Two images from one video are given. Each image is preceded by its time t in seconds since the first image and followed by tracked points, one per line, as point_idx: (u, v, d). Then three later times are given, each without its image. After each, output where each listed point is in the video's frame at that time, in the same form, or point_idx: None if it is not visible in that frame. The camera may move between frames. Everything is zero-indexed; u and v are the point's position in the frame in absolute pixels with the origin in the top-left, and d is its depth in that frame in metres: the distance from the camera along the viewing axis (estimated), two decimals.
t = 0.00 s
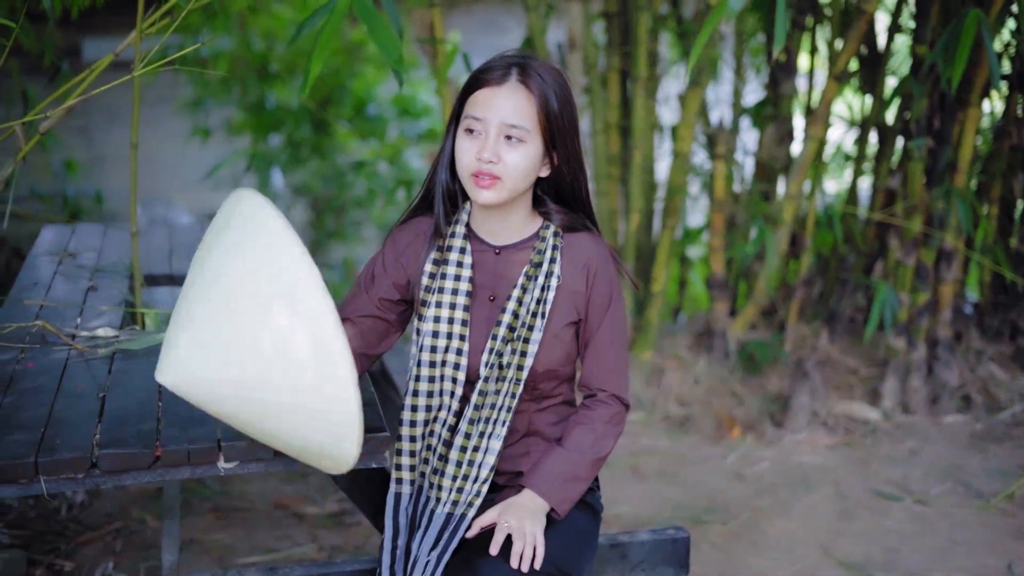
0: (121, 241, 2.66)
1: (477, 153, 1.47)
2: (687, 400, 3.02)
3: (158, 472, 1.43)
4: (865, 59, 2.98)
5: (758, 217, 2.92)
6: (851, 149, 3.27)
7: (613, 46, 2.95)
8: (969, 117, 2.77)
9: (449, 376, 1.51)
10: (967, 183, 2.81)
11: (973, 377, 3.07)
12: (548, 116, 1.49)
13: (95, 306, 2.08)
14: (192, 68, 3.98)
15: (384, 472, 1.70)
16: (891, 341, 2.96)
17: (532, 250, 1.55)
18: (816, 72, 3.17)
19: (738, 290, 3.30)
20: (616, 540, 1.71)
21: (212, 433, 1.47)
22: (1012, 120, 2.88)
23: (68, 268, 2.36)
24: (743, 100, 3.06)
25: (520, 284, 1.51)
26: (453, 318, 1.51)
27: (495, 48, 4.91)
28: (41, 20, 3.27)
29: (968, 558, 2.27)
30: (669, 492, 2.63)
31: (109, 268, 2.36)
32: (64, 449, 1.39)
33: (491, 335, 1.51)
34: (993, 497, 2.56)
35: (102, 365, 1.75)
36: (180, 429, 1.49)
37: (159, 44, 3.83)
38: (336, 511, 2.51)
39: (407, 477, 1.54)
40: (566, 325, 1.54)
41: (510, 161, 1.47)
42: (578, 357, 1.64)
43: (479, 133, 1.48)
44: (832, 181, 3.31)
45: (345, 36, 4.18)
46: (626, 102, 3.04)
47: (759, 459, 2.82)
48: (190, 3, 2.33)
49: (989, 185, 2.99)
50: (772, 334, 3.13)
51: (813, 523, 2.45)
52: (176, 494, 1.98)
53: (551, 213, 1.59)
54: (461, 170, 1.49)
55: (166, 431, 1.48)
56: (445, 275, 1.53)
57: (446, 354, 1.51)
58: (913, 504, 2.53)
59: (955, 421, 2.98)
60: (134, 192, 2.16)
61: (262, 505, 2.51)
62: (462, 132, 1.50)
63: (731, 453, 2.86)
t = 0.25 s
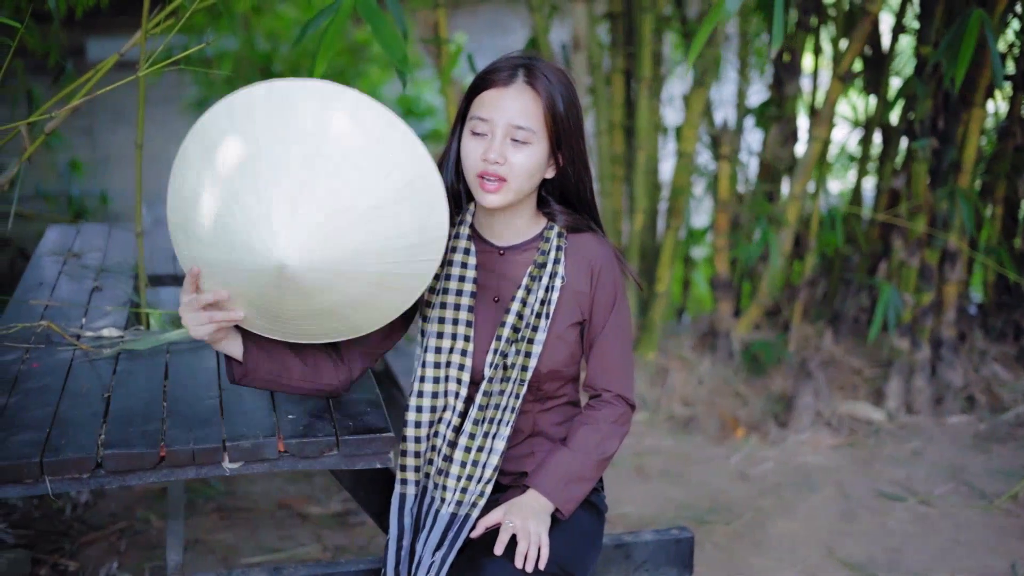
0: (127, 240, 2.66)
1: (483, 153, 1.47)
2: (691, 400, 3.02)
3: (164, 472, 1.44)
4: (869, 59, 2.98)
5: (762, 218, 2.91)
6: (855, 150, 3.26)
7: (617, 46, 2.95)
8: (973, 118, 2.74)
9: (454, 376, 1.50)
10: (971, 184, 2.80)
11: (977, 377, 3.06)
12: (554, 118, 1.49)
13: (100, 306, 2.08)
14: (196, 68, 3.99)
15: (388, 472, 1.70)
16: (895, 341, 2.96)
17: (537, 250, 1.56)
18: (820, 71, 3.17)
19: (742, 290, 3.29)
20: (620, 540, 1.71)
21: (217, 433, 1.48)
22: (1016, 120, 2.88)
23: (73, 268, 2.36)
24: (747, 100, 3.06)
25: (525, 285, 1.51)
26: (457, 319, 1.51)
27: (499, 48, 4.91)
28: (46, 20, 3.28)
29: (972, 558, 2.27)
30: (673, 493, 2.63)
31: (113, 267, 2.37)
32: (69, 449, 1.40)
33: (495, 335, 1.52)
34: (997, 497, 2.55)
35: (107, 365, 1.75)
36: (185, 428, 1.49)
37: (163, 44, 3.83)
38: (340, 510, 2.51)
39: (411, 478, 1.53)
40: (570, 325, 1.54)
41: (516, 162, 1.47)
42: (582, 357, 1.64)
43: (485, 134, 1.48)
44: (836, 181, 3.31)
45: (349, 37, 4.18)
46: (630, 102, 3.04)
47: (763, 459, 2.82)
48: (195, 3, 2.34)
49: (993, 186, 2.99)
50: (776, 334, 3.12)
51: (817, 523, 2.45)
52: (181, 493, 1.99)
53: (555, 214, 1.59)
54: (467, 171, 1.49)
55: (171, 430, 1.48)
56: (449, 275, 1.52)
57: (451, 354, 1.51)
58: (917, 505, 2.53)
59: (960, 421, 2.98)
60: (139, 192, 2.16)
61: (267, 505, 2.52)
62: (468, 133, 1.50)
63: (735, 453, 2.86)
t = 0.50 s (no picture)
0: (128, 240, 2.66)
1: (485, 153, 1.48)
2: (692, 400, 3.02)
3: (165, 471, 1.44)
4: (870, 59, 2.98)
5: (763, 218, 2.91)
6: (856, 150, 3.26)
7: (619, 46, 2.95)
8: (975, 118, 2.75)
9: (455, 376, 1.51)
10: (972, 184, 2.80)
11: (978, 377, 3.06)
12: (556, 118, 1.50)
13: (101, 305, 2.08)
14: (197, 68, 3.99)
15: (389, 471, 1.71)
16: (896, 341, 2.96)
17: (537, 250, 1.56)
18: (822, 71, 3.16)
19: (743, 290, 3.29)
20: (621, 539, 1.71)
21: (218, 432, 1.48)
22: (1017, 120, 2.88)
23: (74, 268, 2.36)
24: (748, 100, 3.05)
25: (526, 285, 1.51)
26: (458, 318, 1.51)
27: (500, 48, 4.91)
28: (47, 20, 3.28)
29: (973, 558, 2.27)
30: (674, 493, 2.63)
31: (115, 267, 2.37)
32: (71, 448, 1.40)
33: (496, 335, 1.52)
34: (998, 498, 2.55)
35: (108, 364, 1.75)
36: (187, 427, 1.49)
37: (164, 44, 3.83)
38: (341, 510, 2.52)
39: (412, 477, 1.54)
40: (571, 325, 1.54)
41: (518, 162, 1.47)
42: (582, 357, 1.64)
43: (487, 134, 1.48)
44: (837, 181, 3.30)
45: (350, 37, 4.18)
46: (632, 102, 3.04)
47: (764, 459, 2.82)
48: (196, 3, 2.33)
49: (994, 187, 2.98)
50: (777, 334, 3.12)
51: (817, 523, 2.45)
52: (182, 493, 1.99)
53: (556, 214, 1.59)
54: (469, 170, 1.49)
55: (172, 429, 1.48)
56: (451, 275, 1.53)
57: (452, 354, 1.51)
58: (918, 504, 2.53)
59: (960, 421, 2.98)
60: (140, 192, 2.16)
61: (267, 505, 2.52)
62: (470, 132, 1.50)
63: (735, 453, 2.86)
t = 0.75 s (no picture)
0: (129, 239, 2.66)
1: (485, 151, 1.48)
2: (693, 399, 3.02)
3: (167, 469, 1.44)
4: (871, 58, 2.98)
5: (765, 218, 2.91)
6: (857, 149, 3.26)
7: (620, 45, 2.95)
8: (976, 117, 2.74)
9: (456, 374, 1.51)
10: (973, 183, 2.80)
11: (980, 377, 3.06)
12: (557, 115, 1.50)
13: (103, 304, 2.08)
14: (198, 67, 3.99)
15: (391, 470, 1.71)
16: (897, 340, 2.96)
17: (539, 248, 1.56)
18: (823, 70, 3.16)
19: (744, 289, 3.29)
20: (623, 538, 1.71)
21: (220, 430, 1.48)
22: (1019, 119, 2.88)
23: (76, 267, 2.36)
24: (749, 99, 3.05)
25: (527, 282, 1.51)
26: (459, 316, 1.51)
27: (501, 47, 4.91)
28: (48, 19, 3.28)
29: (975, 558, 2.26)
30: (676, 492, 2.63)
31: (116, 265, 2.37)
32: (73, 446, 1.40)
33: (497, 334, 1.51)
34: (999, 497, 2.55)
35: (111, 362, 1.75)
36: (188, 426, 1.49)
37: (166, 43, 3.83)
38: (343, 509, 2.52)
39: (413, 475, 1.54)
40: (572, 324, 1.54)
41: (519, 160, 1.47)
42: (583, 356, 1.64)
43: (488, 132, 1.49)
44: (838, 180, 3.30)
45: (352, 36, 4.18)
46: (633, 101, 3.03)
47: (765, 458, 2.82)
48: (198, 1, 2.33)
49: (995, 186, 2.98)
50: (778, 333, 3.12)
51: (818, 522, 2.45)
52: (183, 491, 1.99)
53: (558, 212, 1.59)
54: (470, 168, 1.49)
55: (174, 427, 1.48)
56: (452, 272, 1.53)
57: (453, 352, 1.51)
58: (919, 504, 2.53)
59: (962, 420, 2.97)
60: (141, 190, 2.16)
61: (269, 503, 2.52)
62: (472, 130, 1.50)
63: (736, 452, 2.86)
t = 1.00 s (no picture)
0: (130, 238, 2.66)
1: (486, 151, 1.48)
2: (694, 399, 3.02)
3: (169, 468, 1.44)
4: (873, 58, 2.97)
5: (766, 217, 2.91)
6: (858, 149, 3.26)
7: (621, 45, 2.95)
8: (976, 117, 2.75)
9: (457, 373, 1.51)
10: (974, 183, 2.80)
11: (980, 376, 3.05)
12: (558, 115, 1.50)
13: (105, 303, 2.09)
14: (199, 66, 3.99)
15: (392, 469, 1.71)
16: (898, 340, 2.96)
17: (540, 247, 1.56)
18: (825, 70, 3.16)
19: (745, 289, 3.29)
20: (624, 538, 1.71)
21: (221, 430, 1.48)
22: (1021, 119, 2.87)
23: (77, 266, 2.36)
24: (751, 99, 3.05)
25: (528, 281, 1.51)
26: (460, 316, 1.51)
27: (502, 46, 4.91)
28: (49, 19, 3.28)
29: (976, 558, 2.26)
30: (677, 492, 2.63)
31: (117, 265, 2.37)
32: (75, 445, 1.40)
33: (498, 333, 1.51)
34: (1000, 497, 2.55)
35: (112, 362, 1.75)
36: (190, 425, 1.49)
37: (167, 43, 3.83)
38: (344, 508, 2.52)
39: (415, 474, 1.54)
40: (573, 323, 1.54)
41: (520, 159, 1.47)
42: (584, 355, 1.64)
43: (489, 131, 1.49)
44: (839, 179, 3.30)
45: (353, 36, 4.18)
46: (634, 101, 3.03)
47: (766, 458, 2.82)
48: (198, 1, 2.34)
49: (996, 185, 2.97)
50: (779, 333, 3.12)
51: (819, 522, 2.45)
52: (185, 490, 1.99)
53: (559, 212, 1.59)
54: (470, 168, 1.49)
55: (175, 427, 1.48)
56: (453, 272, 1.53)
57: (454, 351, 1.51)
58: (921, 503, 2.53)
59: (963, 420, 2.97)
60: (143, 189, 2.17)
61: (270, 503, 2.52)
62: (473, 129, 1.50)
63: (737, 452, 2.86)
